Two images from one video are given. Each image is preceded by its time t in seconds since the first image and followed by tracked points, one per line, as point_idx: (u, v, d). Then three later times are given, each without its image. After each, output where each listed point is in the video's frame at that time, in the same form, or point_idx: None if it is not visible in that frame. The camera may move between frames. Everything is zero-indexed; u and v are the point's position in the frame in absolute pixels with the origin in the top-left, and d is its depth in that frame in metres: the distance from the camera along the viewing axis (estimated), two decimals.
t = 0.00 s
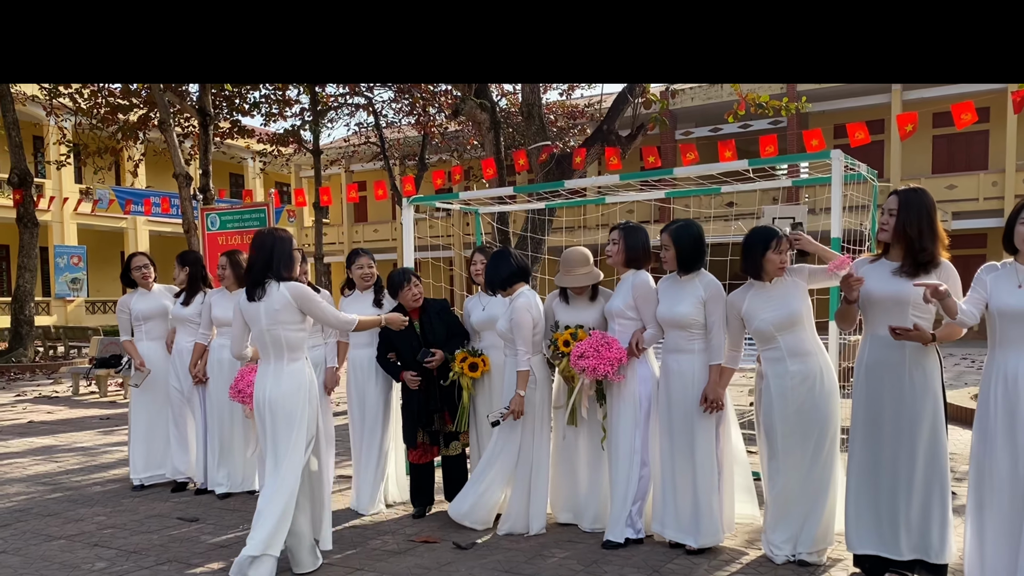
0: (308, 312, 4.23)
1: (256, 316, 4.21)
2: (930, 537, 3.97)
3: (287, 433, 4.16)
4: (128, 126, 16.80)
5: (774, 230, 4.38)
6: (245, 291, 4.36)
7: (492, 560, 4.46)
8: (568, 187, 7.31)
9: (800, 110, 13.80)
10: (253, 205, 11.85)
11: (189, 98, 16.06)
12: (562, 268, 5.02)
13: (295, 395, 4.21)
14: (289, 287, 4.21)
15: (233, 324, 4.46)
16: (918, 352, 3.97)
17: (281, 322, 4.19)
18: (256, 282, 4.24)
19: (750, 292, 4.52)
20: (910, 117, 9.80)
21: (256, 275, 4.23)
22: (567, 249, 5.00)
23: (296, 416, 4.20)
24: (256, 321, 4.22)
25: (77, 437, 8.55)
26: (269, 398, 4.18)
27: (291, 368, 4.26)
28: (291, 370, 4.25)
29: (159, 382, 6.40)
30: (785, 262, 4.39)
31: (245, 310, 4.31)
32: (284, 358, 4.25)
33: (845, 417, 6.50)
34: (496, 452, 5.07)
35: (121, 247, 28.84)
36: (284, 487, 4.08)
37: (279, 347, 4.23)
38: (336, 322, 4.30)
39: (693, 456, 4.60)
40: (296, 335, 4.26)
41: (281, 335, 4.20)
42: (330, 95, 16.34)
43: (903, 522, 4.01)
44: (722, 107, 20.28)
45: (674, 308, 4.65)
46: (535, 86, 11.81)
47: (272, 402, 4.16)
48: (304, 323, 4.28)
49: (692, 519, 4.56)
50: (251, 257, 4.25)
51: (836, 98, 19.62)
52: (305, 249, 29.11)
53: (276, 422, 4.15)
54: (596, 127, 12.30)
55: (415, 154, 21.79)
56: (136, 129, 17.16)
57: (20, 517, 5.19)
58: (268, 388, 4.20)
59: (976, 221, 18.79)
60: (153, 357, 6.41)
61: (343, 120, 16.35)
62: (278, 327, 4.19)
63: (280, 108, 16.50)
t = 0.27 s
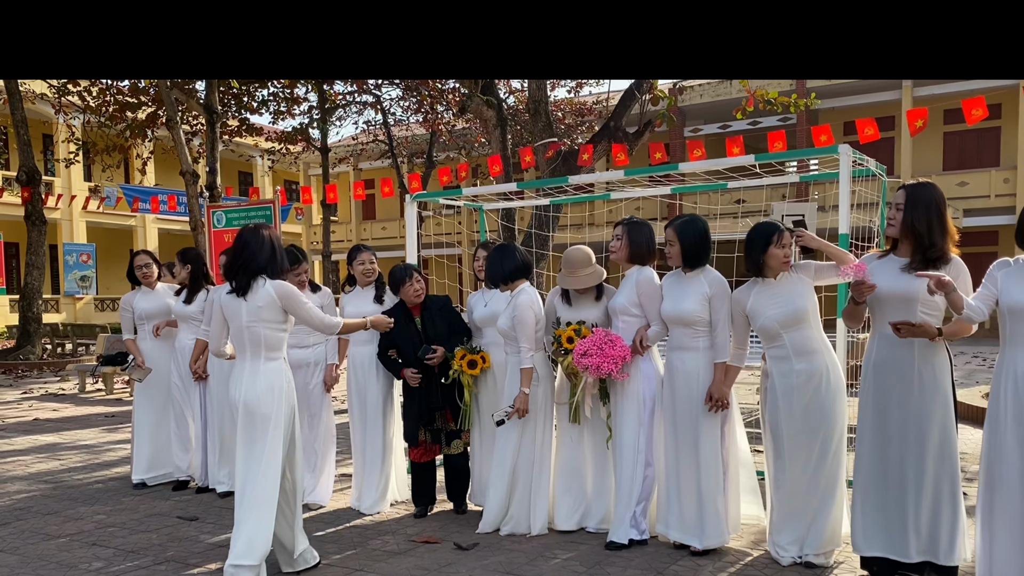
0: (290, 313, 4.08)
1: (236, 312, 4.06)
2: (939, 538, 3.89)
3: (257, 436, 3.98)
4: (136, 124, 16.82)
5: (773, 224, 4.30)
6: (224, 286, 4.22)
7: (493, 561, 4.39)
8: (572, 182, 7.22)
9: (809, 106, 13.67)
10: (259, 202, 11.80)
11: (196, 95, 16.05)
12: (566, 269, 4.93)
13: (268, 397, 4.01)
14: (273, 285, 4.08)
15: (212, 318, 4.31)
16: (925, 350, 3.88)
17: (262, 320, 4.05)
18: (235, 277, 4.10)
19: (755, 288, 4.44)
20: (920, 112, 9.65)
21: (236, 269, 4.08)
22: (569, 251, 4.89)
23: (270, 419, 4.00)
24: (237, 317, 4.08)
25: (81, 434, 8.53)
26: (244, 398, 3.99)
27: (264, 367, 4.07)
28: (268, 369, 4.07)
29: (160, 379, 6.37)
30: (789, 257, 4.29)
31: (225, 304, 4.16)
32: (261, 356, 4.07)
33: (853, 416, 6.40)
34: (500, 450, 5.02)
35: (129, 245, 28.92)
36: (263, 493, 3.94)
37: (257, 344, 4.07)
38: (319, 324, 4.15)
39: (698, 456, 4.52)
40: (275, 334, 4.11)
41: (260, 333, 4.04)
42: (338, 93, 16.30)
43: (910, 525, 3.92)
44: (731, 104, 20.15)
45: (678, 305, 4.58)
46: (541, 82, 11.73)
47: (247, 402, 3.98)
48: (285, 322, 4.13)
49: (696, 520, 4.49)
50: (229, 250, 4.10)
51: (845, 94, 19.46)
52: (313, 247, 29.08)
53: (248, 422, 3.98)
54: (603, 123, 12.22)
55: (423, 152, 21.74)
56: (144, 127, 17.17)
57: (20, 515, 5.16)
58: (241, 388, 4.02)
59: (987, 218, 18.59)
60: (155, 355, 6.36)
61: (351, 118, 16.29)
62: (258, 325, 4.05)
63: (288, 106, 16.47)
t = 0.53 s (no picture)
0: (273, 304, 3.97)
1: (215, 299, 3.95)
2: (949, 537, 3.79)
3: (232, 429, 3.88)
4: (144, 121, 16.81)
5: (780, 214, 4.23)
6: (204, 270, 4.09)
7: (494, 558, 4.31)
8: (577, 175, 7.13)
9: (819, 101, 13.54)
10: (264, 197, 11.76)
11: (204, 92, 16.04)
12: (566, 265, 4.84)
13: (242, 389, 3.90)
14: (257, 273, 3.96)
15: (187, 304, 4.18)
16: (935, 344, 3.79)
17: (244, 307, 3.93)
18: (217, 263, 3.97)
19: (761, 281, 4.35)
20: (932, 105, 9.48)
21: (217, 254, 3.94)
22: (568, 244, 4.80)
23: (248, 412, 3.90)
24: (215, 304, 3.96)
25: (85, 430, 8.51)
26: (219, 390, 3.89)
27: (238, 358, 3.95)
28: (245, 358, 3.96)
29: (160, 376, 6.33)
30: (793, 245, 4.20)
31: (202, 291, 4.04)
32: (239, 345, 3.96)
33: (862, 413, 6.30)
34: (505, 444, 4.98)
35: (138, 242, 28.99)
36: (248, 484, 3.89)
37: (235, 334, 3.95)
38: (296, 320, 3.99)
39: (702, 452, 4.43)
40: (255, 324, 3.99)
41: (239, 321, 3.93)
42: (345, 90, 16.26)
43: (919, 523, 3.83)
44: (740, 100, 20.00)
45: (682, 298, 4.49)
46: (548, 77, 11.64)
47: (222, 395, 3.88)
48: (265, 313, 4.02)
49: (700, 517, 4.40)
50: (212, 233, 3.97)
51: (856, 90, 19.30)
52: (320, 244, 29.07)
53: (223, 415, 3.88)
54: (610, 118, 12.12)
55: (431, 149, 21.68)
56: (152, 124, 17.18)
57: (17, 511, 5.12)
58: (218, 378, 3.91)
59: (999, 215, 18.40)
60: (156, 352, 6.33)
61: (358, 114, 16.23)
62: (240, 313, 3.93)
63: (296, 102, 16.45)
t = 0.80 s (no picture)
0: (254, 291, 3.93)
1: (197, 289, 3.89)
2: (958, 531, 3.71)
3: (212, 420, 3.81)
4: (151, 117, 16.81)
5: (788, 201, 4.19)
6: (183, 256, 4.03)
7: (493, 551, 4.25)
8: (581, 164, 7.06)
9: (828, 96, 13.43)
10: (270, 191, 11.71)
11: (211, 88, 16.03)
12: (563, 252, 4.79)
13: (224, 380, 3.84)
14: (239, 261, 3.93)
15: (163, 292, 4.11)
16: (943, 332, 3.70)
17: (227, 295, 3.89)
18: (198, 251, 3.90)
19: (767, 270, 4.28)
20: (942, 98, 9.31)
21: (197, 242, 3.89)
22: (565, 230, 4.77)
23: (230, 404, 3.83)
24: (196, 292, 3.91)
25: (88, 424, 8.49)
26: (202, 379, 3.83)
27: (218, 347, 3.88)
28: (227, 346, 3.91)
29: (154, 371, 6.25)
30: (794, 233, 4.14)
31: (180, 279, 3.97)
32: (222, 333, 3.91)
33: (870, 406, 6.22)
34: (506, 435, 4.92)
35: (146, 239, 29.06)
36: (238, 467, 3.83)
37: (218, 322, 3.91)
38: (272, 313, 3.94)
39: (706, 444, 4.36)
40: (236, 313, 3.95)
41: (222, 309, 3.88)
42: (352, 86, 16.23)
43: (928, 517, 3.74)
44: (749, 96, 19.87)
45: (687, 288, 4.42)
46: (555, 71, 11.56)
47: (206, 385, 3.81)
48: (245, 302, 3.99)
49: (704, 511, 4.33)
50: (191, 221, 3.90)
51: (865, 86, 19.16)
52: (328, 241, 29.09)
53: (205, 407, 3.81)
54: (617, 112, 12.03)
55: (438, 146, 21.64)
56: (159, 120, 17.19)
57: (16, 503, 5.09)
58: (201, 366, 3.85)
59: (1011, 211, 18.25)
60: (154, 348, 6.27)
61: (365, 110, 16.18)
62: (223, 301, 3.89)
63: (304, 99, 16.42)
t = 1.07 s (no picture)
0: (235, 286, 3.88)
1: (178, 282, 3.81)
2: (967, 527, 3.62)
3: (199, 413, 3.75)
4: (158, 114, 16.81)
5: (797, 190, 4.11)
6: (158, 251, 3.92)
7: (494, 546, 4.18)
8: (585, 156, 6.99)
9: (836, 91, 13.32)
10: (274, 187, 11.67)
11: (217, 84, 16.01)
12: (559, 237, 4.75)
13: (208, 371, 3.78)
14: (220, 254, 3.88)
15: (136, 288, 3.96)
16: (952, 324, 3.62)
17: (208, 289, 3.82)
18: (177, 244, 3.82)
19: (775, 260, 4.21)
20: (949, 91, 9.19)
21: (175, 235, 3.81)
22: (563, 218, 4.75)
23: (217, 395, 3.77)
24: (176, 286, 3.82)
25: (91, 419, 8.47)
26: (185, 371, 3.77)
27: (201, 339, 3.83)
28: (209, 340, 3.85)
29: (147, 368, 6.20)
30: (800, 223, 4.05)
31: (157, 273, 3.86)
32: (203, 328, 3.84)
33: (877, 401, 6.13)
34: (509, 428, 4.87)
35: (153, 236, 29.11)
36: (228, 460, 3.78)
37: (199, 316, 3.84)
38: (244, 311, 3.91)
39: (710, 438, 4.28)
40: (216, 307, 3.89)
41: (204, 303, 3.81)
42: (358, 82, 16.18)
43: (937, 513, 3.65)
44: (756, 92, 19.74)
45: (691, 278, 4.34)
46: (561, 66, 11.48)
47: (191, 376, 3.76)
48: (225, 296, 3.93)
49: (708, 506, 4.26)
50: (167, 214, 3.82)
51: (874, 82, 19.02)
52: (334, 238, 29.10)
53: (191, 400, 3.75)
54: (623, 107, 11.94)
55: (445, 142, 21.59)
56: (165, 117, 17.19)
57: (14, 497, 5.06)
58: (184, 358, 3.80)
59: (1021, 207, 18.10)
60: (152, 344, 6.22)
61: (372, 107, 16.12)
62: (205, 295, 3.82)
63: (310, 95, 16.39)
